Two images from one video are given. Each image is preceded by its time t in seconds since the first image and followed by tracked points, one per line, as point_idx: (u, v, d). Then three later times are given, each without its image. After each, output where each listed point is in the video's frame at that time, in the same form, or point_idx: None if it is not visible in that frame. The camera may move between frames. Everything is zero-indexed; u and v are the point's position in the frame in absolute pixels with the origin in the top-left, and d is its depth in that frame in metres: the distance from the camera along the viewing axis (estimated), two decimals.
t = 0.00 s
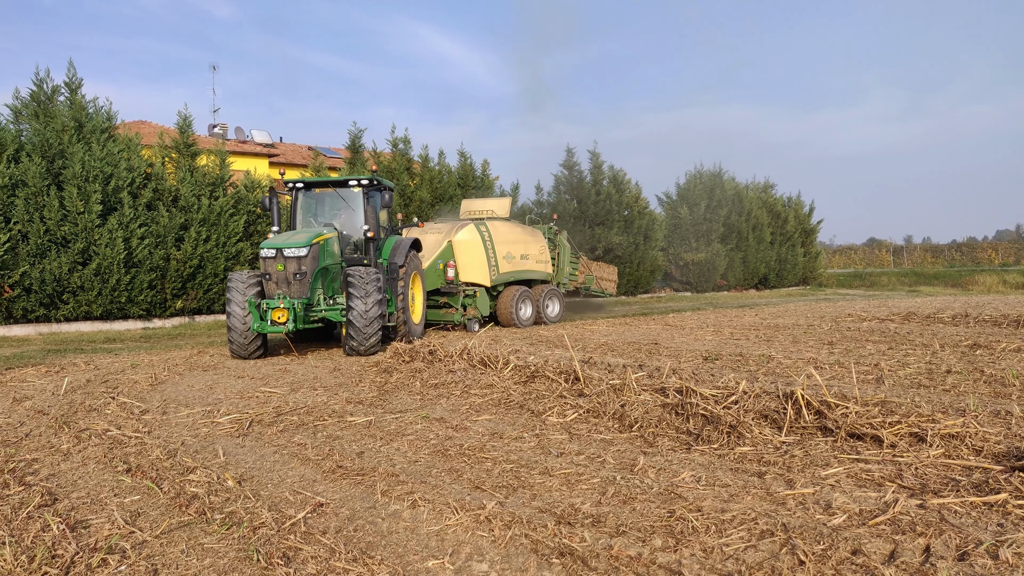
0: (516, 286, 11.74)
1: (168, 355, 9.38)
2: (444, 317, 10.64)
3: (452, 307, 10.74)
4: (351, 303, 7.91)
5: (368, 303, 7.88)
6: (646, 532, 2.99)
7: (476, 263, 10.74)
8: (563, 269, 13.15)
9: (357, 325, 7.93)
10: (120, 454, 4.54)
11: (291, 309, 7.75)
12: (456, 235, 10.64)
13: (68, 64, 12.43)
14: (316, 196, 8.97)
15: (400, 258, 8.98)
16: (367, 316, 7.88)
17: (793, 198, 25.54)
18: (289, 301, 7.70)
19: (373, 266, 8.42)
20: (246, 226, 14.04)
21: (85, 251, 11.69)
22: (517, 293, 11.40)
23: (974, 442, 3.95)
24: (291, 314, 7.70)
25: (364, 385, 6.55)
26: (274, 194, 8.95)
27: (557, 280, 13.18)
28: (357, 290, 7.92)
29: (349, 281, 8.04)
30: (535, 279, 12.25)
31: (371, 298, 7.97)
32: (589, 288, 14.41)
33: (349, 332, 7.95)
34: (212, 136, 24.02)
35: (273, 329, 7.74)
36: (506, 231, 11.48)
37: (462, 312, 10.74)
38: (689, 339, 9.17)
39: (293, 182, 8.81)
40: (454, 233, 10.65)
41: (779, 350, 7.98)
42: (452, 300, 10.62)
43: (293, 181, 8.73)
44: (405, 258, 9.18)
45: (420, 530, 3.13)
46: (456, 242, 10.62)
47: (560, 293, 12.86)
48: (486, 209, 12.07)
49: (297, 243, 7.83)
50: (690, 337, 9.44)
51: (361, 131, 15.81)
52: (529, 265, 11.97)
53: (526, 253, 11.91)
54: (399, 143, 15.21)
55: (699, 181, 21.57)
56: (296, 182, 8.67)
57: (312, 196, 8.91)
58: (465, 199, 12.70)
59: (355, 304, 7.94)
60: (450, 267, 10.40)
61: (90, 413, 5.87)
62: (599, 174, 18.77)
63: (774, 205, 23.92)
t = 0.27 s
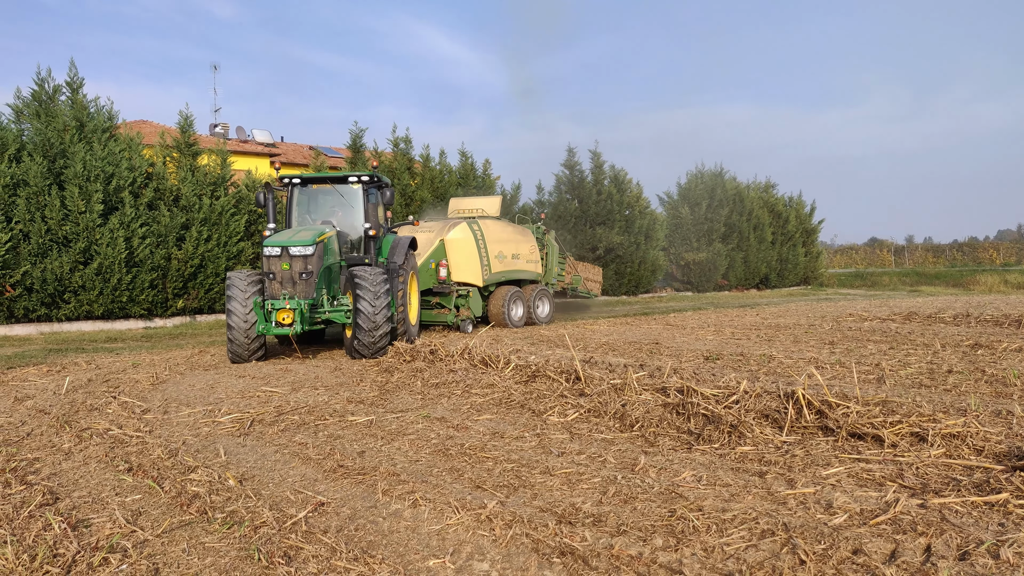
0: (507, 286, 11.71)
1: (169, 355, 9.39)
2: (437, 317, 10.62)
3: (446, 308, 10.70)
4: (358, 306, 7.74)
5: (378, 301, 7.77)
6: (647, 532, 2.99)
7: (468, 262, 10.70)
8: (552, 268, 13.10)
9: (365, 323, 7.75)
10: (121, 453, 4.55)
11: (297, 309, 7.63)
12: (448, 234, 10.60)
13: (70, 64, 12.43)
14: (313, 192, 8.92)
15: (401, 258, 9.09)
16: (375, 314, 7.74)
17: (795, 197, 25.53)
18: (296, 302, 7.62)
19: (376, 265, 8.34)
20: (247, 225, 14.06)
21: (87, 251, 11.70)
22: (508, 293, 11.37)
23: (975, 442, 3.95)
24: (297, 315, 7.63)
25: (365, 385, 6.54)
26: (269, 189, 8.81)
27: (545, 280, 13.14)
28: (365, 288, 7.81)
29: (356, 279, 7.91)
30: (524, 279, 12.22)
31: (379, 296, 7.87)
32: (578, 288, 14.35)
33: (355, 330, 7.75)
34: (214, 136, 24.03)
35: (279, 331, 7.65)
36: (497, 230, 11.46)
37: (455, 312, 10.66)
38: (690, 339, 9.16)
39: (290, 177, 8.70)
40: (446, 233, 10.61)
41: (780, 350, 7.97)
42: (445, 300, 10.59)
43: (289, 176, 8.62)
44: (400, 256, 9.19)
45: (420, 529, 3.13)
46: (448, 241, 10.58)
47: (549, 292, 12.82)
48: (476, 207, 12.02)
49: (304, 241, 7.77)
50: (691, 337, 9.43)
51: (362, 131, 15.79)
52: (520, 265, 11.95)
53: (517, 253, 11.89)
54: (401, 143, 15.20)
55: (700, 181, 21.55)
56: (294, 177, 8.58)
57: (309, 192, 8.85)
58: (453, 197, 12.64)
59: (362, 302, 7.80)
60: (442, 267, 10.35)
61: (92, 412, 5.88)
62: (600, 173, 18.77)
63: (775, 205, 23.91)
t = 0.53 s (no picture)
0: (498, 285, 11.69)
1: (171, 354, 9.39)
2: (431, 319, 10.67)
3: (440, 309, 10.71)
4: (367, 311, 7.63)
5: (389, 303, 7.71)
6: (648, 531, 2.99)
7: (459, 262, 10.69)
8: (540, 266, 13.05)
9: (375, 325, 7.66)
10: (122, 452, 4.56)
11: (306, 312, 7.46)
12: (439, 234, 10.59)
13: (71, 63, 12.44)
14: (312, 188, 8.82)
15: (401, 257, 9.14)
16: (386, 320, 7.69)
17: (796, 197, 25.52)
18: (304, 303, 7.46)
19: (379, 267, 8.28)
20: (248, 225, 14.08)
21: (88, 250, 11.71)
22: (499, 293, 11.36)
23: (975, 441, 3.95)
24: (305, 316, 7.47)
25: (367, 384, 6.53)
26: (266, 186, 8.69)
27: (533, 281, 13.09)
28: (375, 290, 7.74)
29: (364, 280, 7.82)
30: (512, 279, 12.18)
31: (388, 301, 7.81)
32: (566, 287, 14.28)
33: (365, 333, 7.63)
34: (215, 135, 24.03)
35: (288, 333, 7.51)
36: (488, 229, 11.47)
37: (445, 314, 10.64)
38: (691, 339, 9.16)
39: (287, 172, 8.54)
40: (438, 232, 10.61)
41: (781, 350, 7.97)
42: (437, 300, 10.62)
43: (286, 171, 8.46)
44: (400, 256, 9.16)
45: (421, 529, 3.13)
46: (440, 241, 10.57)
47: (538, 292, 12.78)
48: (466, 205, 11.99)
49: (312, 239, 7.75)
50: (692, 336, 9.43)
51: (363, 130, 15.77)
52: (510, 264, 11.95)
53: (507, 252, 11.88)
54: (401, 142, 15.18)
55: (702, 181, 21.54)
56: (293, 171, 8.47)
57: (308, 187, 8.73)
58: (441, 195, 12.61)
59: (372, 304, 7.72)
60: (434, 267, 10.32)
61: (93, 411, 5.89)
62: (601, 173, 18.77)
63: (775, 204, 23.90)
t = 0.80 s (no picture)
0: (491, 287, 11.56)
1: (171, 354, 9.39)
2: (424, 320, 10.52)
3: (433, 309, 10.64)
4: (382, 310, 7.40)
5: (402, 304, 7.49)
6: (648, 531, 2.99)
7: (449, 262, 10.67)
8: (528, 267, 12.87)
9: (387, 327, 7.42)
10: (123, 452, 4.56)
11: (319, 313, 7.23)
12: (431, 234, 10.69)
13: (72, 64, 12.44)
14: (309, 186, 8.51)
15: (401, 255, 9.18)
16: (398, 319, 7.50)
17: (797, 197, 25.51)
18: (317, 304, 7.25)
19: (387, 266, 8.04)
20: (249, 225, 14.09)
21: (89, 250, 11.71)
22: (490, 294, 11.27)
23: (976, 441, 3.95)
24: (319, 317, 7.25)
25: (368, 384, 6.53)
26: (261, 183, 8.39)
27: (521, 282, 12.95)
28: (387, 290, 7.51)
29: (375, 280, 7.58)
30: (502, 279, 12.06)
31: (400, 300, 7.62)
32: (551, 289, 14.11)
33: (377, 335, 7.37)
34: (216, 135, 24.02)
35: (301, 335, 7.29)
36: (481, 229, 11.40)
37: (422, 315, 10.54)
38: (692, 339, 9.16)
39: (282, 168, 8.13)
40: (431, 231, 10.69)
41: (781, 350, 7.96)
42: (430, 301, 10.54)
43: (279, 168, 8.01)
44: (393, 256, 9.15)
45: (422, 528, 3.14)
46: (431, 240, 10.65)
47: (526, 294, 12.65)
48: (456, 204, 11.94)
49: (323, 237, 7.53)
50: (693, 336, 9.42)
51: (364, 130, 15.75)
52: (502, 264, 11.85)
53: (498, 252, 11.78)
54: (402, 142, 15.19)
55: (703, 180, 21.52)
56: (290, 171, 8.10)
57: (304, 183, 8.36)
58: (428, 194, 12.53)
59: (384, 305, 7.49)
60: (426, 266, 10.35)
61: (94, 411, 5.88)
62: (602, 173, 18.78)
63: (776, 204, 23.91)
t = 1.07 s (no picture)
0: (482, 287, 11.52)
1: (172, 353, 9.39)
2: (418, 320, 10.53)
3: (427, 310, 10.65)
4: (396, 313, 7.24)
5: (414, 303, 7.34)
6: (648, 530, 2.99)
7: (443, 260, 10.68)
8: (517, 265, 12.67)
9: (400, 329, 7.26)
10: (124, 451, 4.56)
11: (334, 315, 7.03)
12: (424, 232, 10.70)
13: (73, 64, 12.46)
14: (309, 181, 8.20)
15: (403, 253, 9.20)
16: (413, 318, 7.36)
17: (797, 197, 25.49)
18: (333, 306, 7.04)
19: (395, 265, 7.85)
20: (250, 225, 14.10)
21: (90, 250, 11.72)
22: (482, 294, 11.21)
23: (977, 441, 3.95)
24: (334, 321, 7.06)
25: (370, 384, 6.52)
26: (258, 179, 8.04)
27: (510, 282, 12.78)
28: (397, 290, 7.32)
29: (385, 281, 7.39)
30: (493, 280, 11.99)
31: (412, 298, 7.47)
32: (540, 288, 13.91)
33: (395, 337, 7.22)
34: (217, 135, 24.03)
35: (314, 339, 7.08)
36: (472, 228, 11.35)
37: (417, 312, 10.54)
38: (693, 338, 9.16)
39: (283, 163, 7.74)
40: (424, 230, 10.73)
41: (782, 350, 7.96)
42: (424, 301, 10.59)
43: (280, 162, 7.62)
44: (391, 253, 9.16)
45: (422, 528, 3.14)
46: (425, 238, 10.65)
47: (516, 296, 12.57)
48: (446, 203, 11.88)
49: (334, 236, 7.34)
50: (694, 336, 9.42)
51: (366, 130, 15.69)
52: (493, 264, 11.78)
53: (489, 252, 11.71)
54: (402, 141, 15.21)
55: (703, 180, 21.51)
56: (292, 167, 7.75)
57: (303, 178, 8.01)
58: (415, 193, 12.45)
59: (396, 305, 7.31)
60: (419, 266, 10.36)
61: (95, 411, 5.88)
62: (603, 173, 18.80)
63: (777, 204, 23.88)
